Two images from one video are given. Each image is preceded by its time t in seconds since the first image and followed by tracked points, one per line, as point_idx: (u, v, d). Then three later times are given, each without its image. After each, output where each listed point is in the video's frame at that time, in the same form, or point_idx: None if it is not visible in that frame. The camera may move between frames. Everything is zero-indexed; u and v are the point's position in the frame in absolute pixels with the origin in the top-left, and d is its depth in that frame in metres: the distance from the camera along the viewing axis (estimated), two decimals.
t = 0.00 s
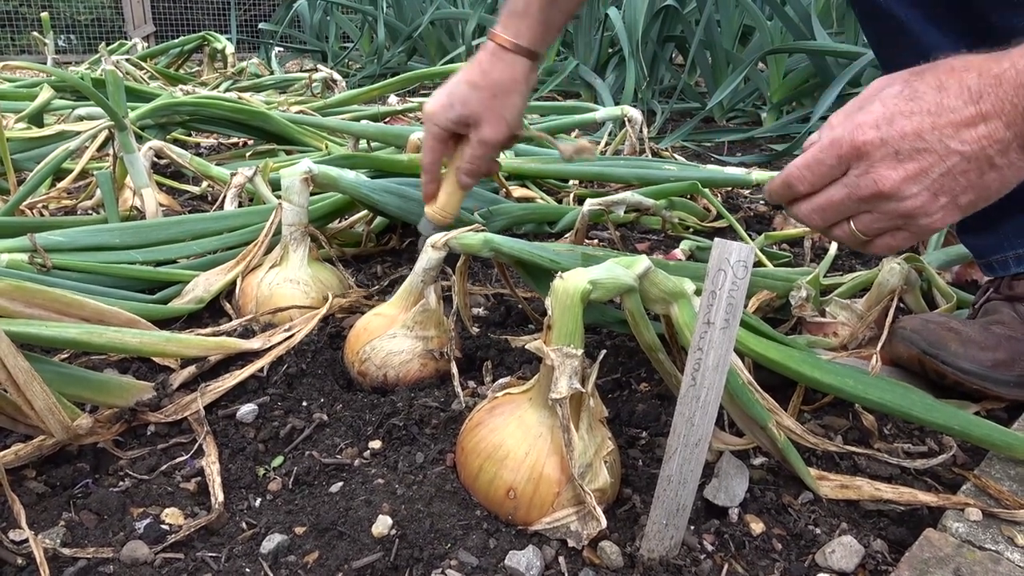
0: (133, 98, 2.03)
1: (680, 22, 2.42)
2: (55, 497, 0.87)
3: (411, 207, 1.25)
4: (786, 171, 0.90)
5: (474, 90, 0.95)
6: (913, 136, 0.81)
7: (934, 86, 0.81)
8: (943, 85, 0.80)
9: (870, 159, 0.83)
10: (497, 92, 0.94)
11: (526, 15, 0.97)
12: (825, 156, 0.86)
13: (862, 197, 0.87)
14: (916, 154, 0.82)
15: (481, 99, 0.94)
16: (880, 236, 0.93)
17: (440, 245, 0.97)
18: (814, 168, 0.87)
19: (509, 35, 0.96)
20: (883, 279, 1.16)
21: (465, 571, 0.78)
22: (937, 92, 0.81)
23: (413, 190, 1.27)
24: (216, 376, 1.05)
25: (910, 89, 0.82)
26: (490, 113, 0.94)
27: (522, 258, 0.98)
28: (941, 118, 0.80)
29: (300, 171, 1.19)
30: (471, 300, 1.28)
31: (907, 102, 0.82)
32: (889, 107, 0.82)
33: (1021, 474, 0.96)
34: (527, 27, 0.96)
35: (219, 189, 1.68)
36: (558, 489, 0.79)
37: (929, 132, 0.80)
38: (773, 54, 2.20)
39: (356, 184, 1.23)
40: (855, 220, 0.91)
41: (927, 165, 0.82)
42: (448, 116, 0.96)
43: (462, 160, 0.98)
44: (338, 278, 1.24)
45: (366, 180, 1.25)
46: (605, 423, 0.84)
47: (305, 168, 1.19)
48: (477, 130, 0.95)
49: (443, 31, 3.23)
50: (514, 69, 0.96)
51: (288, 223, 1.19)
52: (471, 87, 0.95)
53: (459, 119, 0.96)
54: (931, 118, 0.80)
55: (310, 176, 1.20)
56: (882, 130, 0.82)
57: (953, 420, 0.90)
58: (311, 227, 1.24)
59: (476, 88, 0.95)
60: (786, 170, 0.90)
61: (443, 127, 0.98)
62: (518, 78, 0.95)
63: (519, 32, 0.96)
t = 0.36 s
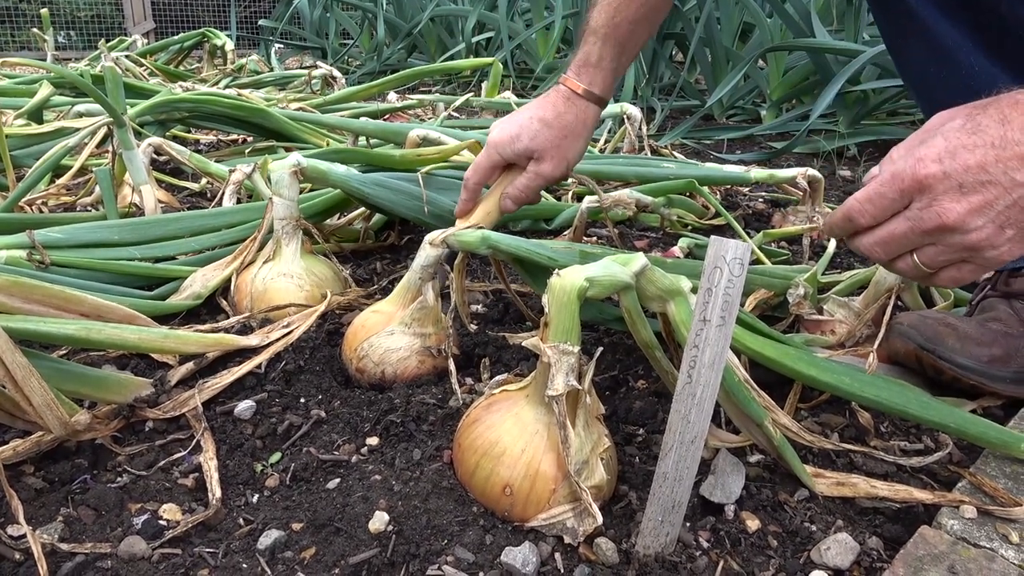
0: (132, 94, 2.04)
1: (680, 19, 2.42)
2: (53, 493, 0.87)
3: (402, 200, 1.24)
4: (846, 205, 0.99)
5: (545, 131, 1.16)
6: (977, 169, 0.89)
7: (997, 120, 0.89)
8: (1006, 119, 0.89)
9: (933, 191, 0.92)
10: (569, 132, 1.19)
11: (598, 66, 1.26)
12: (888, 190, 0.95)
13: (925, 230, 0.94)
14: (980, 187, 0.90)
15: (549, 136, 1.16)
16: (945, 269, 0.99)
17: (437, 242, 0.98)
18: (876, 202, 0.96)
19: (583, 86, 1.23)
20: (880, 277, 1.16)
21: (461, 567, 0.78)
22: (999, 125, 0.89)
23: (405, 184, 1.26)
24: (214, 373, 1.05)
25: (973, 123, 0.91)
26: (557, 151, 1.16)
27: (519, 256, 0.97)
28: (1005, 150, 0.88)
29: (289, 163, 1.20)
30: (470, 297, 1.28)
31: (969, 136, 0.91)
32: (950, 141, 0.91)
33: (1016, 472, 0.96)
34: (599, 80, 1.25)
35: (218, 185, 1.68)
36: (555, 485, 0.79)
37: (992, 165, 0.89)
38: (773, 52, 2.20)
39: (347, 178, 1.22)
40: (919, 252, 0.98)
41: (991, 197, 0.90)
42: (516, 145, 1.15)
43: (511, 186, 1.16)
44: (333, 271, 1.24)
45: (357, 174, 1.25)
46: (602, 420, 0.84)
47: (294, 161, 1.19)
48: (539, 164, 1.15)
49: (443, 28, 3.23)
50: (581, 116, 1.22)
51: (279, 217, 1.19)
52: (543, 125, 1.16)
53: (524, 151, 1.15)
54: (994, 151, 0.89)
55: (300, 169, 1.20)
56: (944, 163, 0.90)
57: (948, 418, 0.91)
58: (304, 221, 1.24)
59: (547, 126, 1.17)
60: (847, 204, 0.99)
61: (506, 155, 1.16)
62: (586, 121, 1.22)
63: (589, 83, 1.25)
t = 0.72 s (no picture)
0: (131, 93, 2.03)
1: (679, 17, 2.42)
2: (52, 492, 0.87)
3: (392, 194, 1.24)
4: (876, 210, 1.04)
5: (576, 159, 1.17)
6: (1007, 177, 0.93)
7: None
8: None
9: (963, 198, 0.96)
10: (599, 164, 1.20)
11: (628, 100, 1.25)
12: (918, 195, 1.00)
13: (954, 236, 0.99)
14: (1010, 195, 0.94)
15: (579, 166, 1.17)
16: (973, 272, 1.05)
17: (436, 241, 0.97)
18: (904, 207, 1.01)
19: (613, 118, 1.21)
20: (881, 275, 1.16)
21: (460, 566, 0.78)
22: None
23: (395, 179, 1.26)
24: (213, 372, 1.05)
25: (1004, 130, 0.95)
26: (585, 180, 1.18)
27: (516, 255, 0.97)
28: None
29: (273, 159, 1.18)
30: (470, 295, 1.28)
31: (999, 144, 0.94)
32: (980, 148, 0.95)
33: (1016, 470, 0.96)
34: (629, 113, 1.25)
35: (217, 184, 1.68)
36: (554, 484, 0.79)
37: None
38: (773, 49, 2.20)
39: (334, 172, 1.21)
40: (947, 257, 1.03)
41: (1021, 205, 0.94)
42: (546, 172, 1.16)
43: (534, 206, 1.17)
44: (327, 265, 1.24)
45: (345, 169, 1.23)
46: (601, 419, 0.84)
47: (279, 155, 1.18)
48: (565, 190, 1.17)
49: (443, 26, 3.23)
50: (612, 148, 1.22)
51: (268, 213, 1.18)
52: (574, 154, 1.17)
53: (555, 177, 1.16)
54: None
55: (285, 163, 1.19)
56: (975, 171, 0.94)
57: (948, 417, 0.90)
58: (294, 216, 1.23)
59: (578, 155, 1.17)
60: (877, 209, 1.04)
61: (534, 179, 1.16)
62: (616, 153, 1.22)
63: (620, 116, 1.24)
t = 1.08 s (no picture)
0: (132, 93, 2.04)
1: (681, 15, 2.42)
2: (57, 492, 0.87)
3: (401, 199, 1.25)
4: (905, 208, 1.05)
5: (498, 96, 1.11)
6: None
7: None
8: None
9: (998, 194, 0.97)
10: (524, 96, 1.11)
11: (553, 23, 1.11)
12: (951, 192, 1.01)
13: (988, 233, 1.00)
14: None
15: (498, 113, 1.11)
16: (1006, 272, 1.06)
17: (439, 240, 0.97)
18: (936, 204, 1.02)
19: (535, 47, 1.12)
20: (883, 275, 1.16)
21: (466, 565, 0.78)
22: None
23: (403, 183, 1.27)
24: (217, 372, 1.05)
25: None
26: (511, 117, 1.11)
27: (519, 254, 0.97)
28: None
29: (287, 162, 1.18)
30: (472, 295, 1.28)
31: None
32: (1015, 143, 0.97)
33: (1020, 469, 0.96)
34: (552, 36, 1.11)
35: (219, 184, 1.68)
36: (559, 483, 0.79)
37: None
38: (775, 47, 2.20)
39: (346, 176, 1.22)
40: (980, 255, 1.04)
41: None
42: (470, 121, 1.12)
43: (477, 163, 1.14)
44: (335, 270, 1.24)
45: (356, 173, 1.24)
46: (605, 418, 0.84)
47: (292, 158, 1.17)
48: (494, 134, 1.11)
49: (444, 26, 3.23)
50: (540, 78, 1.13)
51: (280, 216, 1.18)
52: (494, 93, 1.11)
53: (478, 120, 1.12)
54: None
55: (297, 167, 1.19)
56: (1011, 165, 0.96)
57: (952, 415, 0.90)
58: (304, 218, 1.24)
59: (496, 92, 1.11)
60: (906, 208, 1.05)
61: (464, 130, 1.14)
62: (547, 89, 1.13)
63: (544, 43, 1.12)
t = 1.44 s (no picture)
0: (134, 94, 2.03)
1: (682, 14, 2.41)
2: (63, 493, 0.88)
3: (400, 194, 1.24)
4: (879, 221, 1.04)
5: (557, 171, 1.16)
6: (1012, 181, 0.95)
7: None
8: None
9: (967, 205, 0.97)
10: (581, 178, 1.18)
11: (612, 112, 1.20)
12: (920, 204, 1.00)
13: (959, 243, 1.00)
14: (1016, 199, 0.95)
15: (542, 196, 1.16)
16: (979, 280, 1.05)
17: (443, 240, 0.97)
18: (906, 215, 1.01)
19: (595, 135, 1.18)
20: (886, 274, 1.17)
21: (471, 565, 0.78)
22: None
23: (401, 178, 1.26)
24: (221, 372, 1.06)
25: (1004, 135, 0.97)
26: (566, 194, 1.16)
27: (522, 254, 0.97)
28: None
29: (284, 157, 1.19)
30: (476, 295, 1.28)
31: (1001, 149, 0.96)
32: (983, 153, 0.97)
33: None
34: (612, 126, 1.20)
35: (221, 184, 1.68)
36: (563, 483, 0.79)
37: None
38: (775, 46, 2.20)
39: (342, 172, 1.22)
40: (952, 265, 1.04)
41: None
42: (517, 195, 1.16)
43: (517, 222, 1.16)
44: (334, 264, 1.24)
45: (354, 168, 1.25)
46: (610, 417, 0.84)
47: (288, 153, 1.18)
48: (546, 204, 1.16)
49: (445, 25, 3.23)
50: (595, 164, 1.19)
51: (277, 211, 1.19)
52: (552, 173, 1.16)
53: (536, 190, 1.15)
54: None
55: (294, 162, 1.19)
56: (978, 177, 0.96)
57: (956, 414, 0.91)
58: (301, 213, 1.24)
59: (559, 169, 1.17)
60: (879, 220, 1.04)
61: (516, 194, 1.16)
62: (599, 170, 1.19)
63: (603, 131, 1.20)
